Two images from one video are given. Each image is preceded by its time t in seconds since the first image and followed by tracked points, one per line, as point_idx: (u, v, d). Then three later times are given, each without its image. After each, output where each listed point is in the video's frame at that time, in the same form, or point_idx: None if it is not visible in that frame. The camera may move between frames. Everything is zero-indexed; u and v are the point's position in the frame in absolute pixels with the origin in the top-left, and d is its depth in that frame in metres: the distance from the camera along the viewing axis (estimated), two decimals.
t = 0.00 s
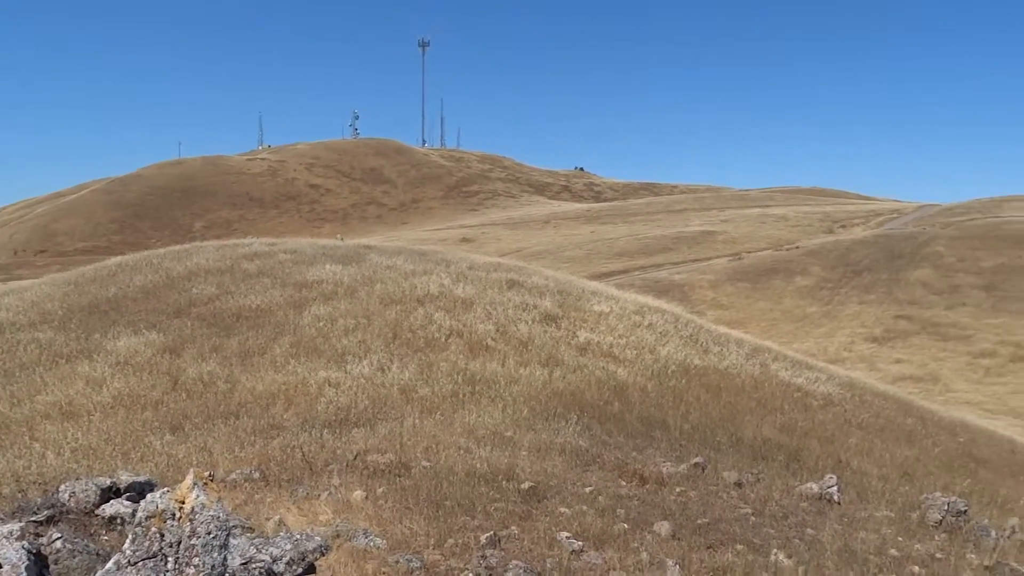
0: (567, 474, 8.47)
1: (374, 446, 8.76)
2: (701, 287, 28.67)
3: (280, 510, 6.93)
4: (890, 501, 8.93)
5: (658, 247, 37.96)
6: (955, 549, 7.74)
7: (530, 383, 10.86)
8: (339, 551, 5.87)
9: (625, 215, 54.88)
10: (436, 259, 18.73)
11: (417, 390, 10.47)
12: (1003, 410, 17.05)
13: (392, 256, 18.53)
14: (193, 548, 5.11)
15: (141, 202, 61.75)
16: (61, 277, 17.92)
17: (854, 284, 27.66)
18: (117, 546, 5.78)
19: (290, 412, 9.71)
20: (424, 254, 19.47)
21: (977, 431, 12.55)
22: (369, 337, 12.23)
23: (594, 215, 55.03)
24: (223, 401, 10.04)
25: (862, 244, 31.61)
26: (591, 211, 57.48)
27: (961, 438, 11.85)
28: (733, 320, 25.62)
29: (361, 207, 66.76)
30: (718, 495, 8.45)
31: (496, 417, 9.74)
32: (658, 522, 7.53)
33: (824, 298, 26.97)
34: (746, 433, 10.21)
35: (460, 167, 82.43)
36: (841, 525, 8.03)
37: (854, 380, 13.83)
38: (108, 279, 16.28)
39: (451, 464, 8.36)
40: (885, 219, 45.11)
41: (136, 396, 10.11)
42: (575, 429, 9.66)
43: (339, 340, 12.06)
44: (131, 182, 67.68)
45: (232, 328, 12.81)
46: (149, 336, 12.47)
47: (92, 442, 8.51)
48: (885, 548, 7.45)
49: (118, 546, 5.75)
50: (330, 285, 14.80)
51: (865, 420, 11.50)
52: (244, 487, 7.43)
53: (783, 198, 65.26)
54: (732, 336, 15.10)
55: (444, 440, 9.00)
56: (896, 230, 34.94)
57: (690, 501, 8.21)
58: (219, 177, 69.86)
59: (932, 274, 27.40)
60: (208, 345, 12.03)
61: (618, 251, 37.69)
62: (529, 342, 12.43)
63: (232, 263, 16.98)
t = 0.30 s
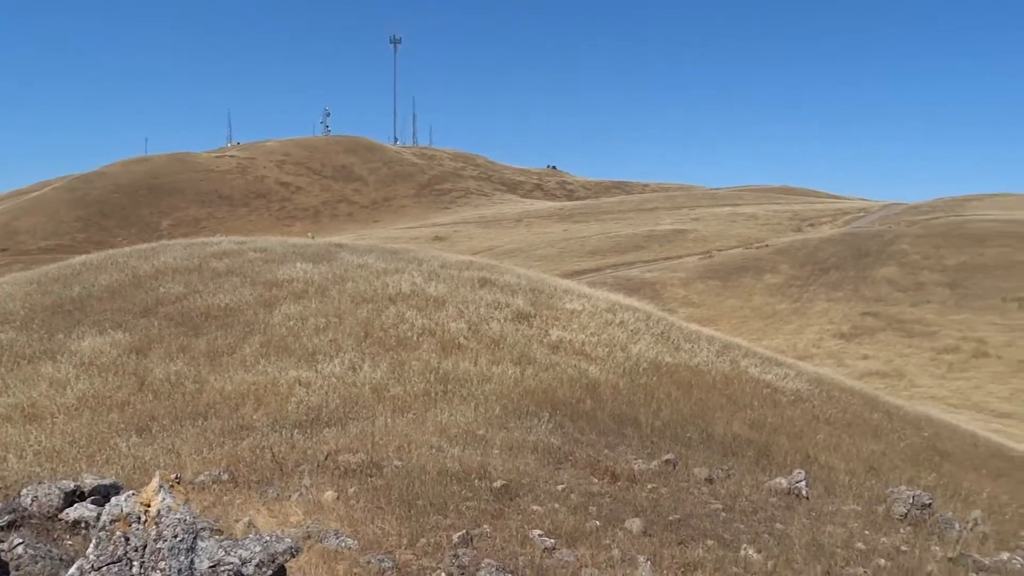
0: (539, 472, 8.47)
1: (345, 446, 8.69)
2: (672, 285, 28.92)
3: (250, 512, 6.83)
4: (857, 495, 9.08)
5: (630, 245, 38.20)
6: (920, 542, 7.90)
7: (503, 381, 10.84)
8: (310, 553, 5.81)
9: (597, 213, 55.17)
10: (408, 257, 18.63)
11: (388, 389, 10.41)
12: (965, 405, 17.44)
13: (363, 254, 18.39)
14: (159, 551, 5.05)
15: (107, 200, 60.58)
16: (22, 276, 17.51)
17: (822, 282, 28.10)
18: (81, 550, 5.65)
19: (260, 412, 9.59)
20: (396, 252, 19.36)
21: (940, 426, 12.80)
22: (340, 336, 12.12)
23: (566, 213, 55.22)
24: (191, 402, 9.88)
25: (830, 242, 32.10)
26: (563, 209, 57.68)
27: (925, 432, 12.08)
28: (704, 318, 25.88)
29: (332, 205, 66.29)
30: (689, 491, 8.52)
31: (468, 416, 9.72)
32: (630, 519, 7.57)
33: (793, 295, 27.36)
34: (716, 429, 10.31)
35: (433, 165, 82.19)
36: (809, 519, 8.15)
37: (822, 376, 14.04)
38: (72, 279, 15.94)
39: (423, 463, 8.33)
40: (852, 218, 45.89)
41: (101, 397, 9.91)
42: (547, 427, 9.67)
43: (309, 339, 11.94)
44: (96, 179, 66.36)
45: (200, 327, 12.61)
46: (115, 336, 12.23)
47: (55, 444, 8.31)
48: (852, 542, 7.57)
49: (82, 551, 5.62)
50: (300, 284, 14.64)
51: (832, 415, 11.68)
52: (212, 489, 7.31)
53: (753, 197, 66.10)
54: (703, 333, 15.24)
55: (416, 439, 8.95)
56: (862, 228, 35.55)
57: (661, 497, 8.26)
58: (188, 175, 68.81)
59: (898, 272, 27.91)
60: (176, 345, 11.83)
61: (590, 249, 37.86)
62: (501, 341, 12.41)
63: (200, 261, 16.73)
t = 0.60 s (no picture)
0: (514, 472, 8.47)
1: (319, 448, 8.61)
2: (646, 283, 29.10)
3: (221, 517, 6.74)
4: (828, 490, 9.20)
5: (604, 243, 38.38)
6: (889, 535, 8.03)
7: (477, 381, 10.82)
8: (282, 558, 5.76)
9: (571, 212, 55.35)
10: (381, 257, 18.51)
11: (362, 390, 10.33)
12: (933, 399, 17.77)
13: (335, 254, 18.26)
14: (127, 559, 5.05)
15: (74, 200, 59.45)
16: None
17: (793, 278, 28.44)
18: (47, 558, 5.54)
19: (231, 415, 9.46)
20: (369, 252, 19.24)
21: (908, 420, 13.02)
22: (314, 337, 12.01)
23: (540, 212, 55.28)
24: (161, 405, 9.72)
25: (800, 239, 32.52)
26: (538, 208, 57.81)
27: (894, 426, 12.27)
28: (677, 315, 26.07)
29: (304, 205, 65.80)
30: (663, 488, 8.57)
31: (442, 416, 9.68)
32: (604, 517, 7.59)
33: (765, 292, 27.67)
34: (690, 426, 10.38)
35: (406, 164, 81.91)
36: (781, 514, 8.24)
37: (793, 372, 14.20)
38: (37, 281, 15.61)
39: (398, 464, 8.28)
40: (822, 215, 46.54)
41: (68, 402, 9.71)
42: (522, 426, 9.67)
43: (282, 341, 11.81)
44: (64, 179, 65.09)
45: (170, 330, 12.41)
46: (83, 339, 11.99)
47: (20, 451, 8.12)
48: (823, 537, 7.67)
49: (48, 560, 5.51)
50: (272, 285, 14.49)
51: (804, 411, 11.82)
52: (183, 493, 7.20)
53: (725, 194, 66.76)
54: (677, 330, 15.34)
55: (391, 441, 8.90)
56: (831, 225, 36.08)
57: (635, 495, 8.30)
58: (158, 174, 67.80)
59: (867, 268, 28.34)
60: (146, 348, 11.63)
61: (564, 247, 37.97)
62: (476, 340, 12.39)
63: (170, 263, 16.49)
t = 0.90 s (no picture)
0: (492, 471, 8.46)
1: (296, 449, 8.55)
2: (626, 283, 29.22)
3: (196, 519, 6.66)
4: (804, 487, 9.28)
5: (584, 243, 38.49)
6: (863, 531, 8.12)
7: (456, 381, 10.79)
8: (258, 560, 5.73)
9: (551, 211, 55.45)
10: (360, 257, 18.42)
11: (340, 391, 10.27)
12: (908, 396, 18.01)
13: (313, 254, 18.14)
14: (97, 563, 5.07)
15: (48, 199, 58.56)
16: None
17: (771, 277, 28.69)
18: (16, 563, 5.47)
19: (207, 416, 9.36)
20: (348, 252, 19.13)
21: (883, 417, 13.18)
22: (291, 337, 11.92)
23: (520, 211, 55.31)
24: (136, 406, 9.60)
25: (778, 239, 32.80)
26: (517, 207, 57.83)
27: (869, 423, 12.41)
28: (657, 314, 26.20)
29: (283, 204, 65.34)
30: (641, 487, 8.60)
31: (421, 416, 9.65)
32: (582, 516, 7.60)
33: (744, 291, 27.88)
34: (668, 425, 10.42)
35: (387, 163, 81.60)
36: (758, 512, 8.30)
37: (770, 370, 14.32)
38: (7, 282, 15.34)
39: (375, 464, 8.24)
40: (799, 214, 47.01)
41: (39, 404, 9.54)
42: (500, 426, 9.66)
43: (259, 341, 11.71)
44: (37, 178, 64.08)
45: (146, 330, 12.25)
46: (55, 339, 11.81)
47: None
48: (798, 533, 7.74)
49: (17, 565, 5.44)
50: (249, 285, 14.37)
51: (781, 409, 11.92)
52: (157, 496, 7.11)
53: (703, 194, 67.25)
54: (656, 329, 15.40)
55: (368, 441, 8.85)
56: (809, 225, 36.45)
57: (613, 493, 8.33)
58: (134, 174, 66.97)
59: (844, 267, 28.66)
60: (120, 348, 11.49)
61: (544, 247, 38.03)
62: (455, 340, 12.36)
63: (145, 263, 16.29)
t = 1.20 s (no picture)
0: (475, 471, 8.44)
1: (278, 450, 8.49)
2: (608, 281, 29.30)
3: (176, 522, 6.59)
4: (785, 484, 9.35)
5: (566, 241, 38.55)
6: (843, 527, 8.20)
7: (439, 381, 10.76)
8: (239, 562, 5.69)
9: (534, 210, 55.53)
10: (341, 256, 18.32)
11: (322, 391, 10.21)
12: (887, 393, 18.20)
13: (295, 253, 18.03)
14: (74, 568, 5.01)
15: (24, 199, 57.72)
16: None
17: (753, 275, 28.89)
18: None
19: (187, 418, 9.27)
20: (329, 251, 19.03)
21: (863, 413, 13.31)
22: (272, 337, 11.84)
23: (503, 210, 55.29)
24: (115, 409, 9.48)
25: (759, 237, 33.03)
26: (500, 206, 57.82)
27: (849, 420, 12.52)
28: (639, 313, 26.30)
29: (264, 203, 64.90)
30: (624, 485, 8.63)
31: (403, 416, 9.61)
32: (565, 515, 7.60)
33: (725, 289, 28.05)
34: (651, 423, 10.45)
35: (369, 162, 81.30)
36: (739, 509, 8.35)
37: (752, 368, 14.41)
38: None
39: (357, 465, 8.20)
40: (779, 213, 47.38)
41: (16, 407, 9.40)
42: (483, 425, 9.64)
43: (240, 341, 11.62)
44: (13, 177, 63.16)
45: (124, 332, 12.12)
46: (32, 341, 11.64)
47: None
48: (779, 529, 7.80)
49: None
50: (230, 285, 14.25)
51: (762, 406, 12.00)
52: (137, 499, 7.03)
53: (684, 192, 67.66)
54: (638, 328, 15.45)
55: (350, 441, 8.81)
56: (789, 223, 36.76)
57: (596, 491, 8.34)
58: (114, 173, 66.21)
59: (824, 265, 28.91)
60: (99, 350, 11.35)
61: (527, 246, 38.05)
62: (438, 339, 12.33)
63: (123, 263, 16.12)
